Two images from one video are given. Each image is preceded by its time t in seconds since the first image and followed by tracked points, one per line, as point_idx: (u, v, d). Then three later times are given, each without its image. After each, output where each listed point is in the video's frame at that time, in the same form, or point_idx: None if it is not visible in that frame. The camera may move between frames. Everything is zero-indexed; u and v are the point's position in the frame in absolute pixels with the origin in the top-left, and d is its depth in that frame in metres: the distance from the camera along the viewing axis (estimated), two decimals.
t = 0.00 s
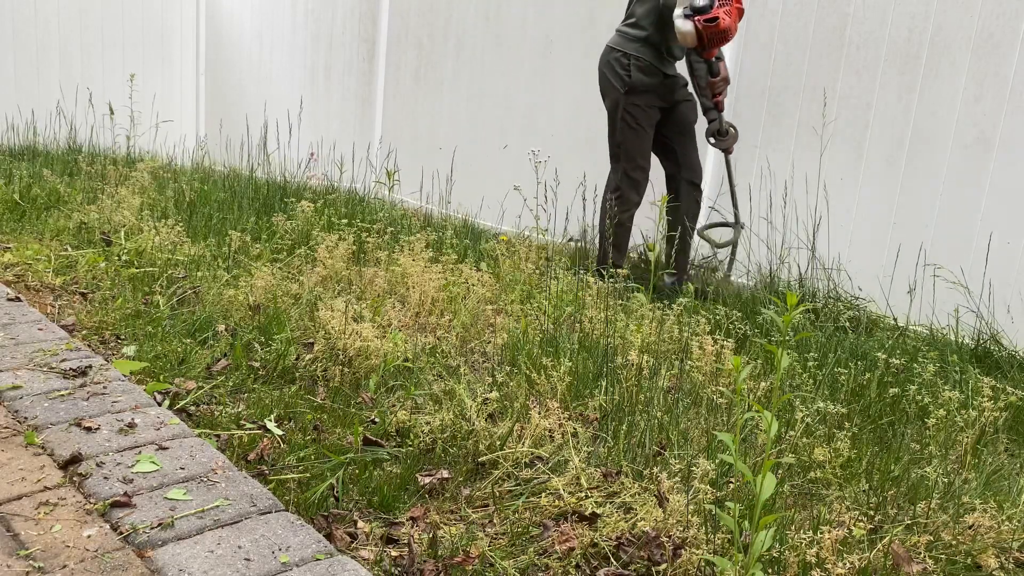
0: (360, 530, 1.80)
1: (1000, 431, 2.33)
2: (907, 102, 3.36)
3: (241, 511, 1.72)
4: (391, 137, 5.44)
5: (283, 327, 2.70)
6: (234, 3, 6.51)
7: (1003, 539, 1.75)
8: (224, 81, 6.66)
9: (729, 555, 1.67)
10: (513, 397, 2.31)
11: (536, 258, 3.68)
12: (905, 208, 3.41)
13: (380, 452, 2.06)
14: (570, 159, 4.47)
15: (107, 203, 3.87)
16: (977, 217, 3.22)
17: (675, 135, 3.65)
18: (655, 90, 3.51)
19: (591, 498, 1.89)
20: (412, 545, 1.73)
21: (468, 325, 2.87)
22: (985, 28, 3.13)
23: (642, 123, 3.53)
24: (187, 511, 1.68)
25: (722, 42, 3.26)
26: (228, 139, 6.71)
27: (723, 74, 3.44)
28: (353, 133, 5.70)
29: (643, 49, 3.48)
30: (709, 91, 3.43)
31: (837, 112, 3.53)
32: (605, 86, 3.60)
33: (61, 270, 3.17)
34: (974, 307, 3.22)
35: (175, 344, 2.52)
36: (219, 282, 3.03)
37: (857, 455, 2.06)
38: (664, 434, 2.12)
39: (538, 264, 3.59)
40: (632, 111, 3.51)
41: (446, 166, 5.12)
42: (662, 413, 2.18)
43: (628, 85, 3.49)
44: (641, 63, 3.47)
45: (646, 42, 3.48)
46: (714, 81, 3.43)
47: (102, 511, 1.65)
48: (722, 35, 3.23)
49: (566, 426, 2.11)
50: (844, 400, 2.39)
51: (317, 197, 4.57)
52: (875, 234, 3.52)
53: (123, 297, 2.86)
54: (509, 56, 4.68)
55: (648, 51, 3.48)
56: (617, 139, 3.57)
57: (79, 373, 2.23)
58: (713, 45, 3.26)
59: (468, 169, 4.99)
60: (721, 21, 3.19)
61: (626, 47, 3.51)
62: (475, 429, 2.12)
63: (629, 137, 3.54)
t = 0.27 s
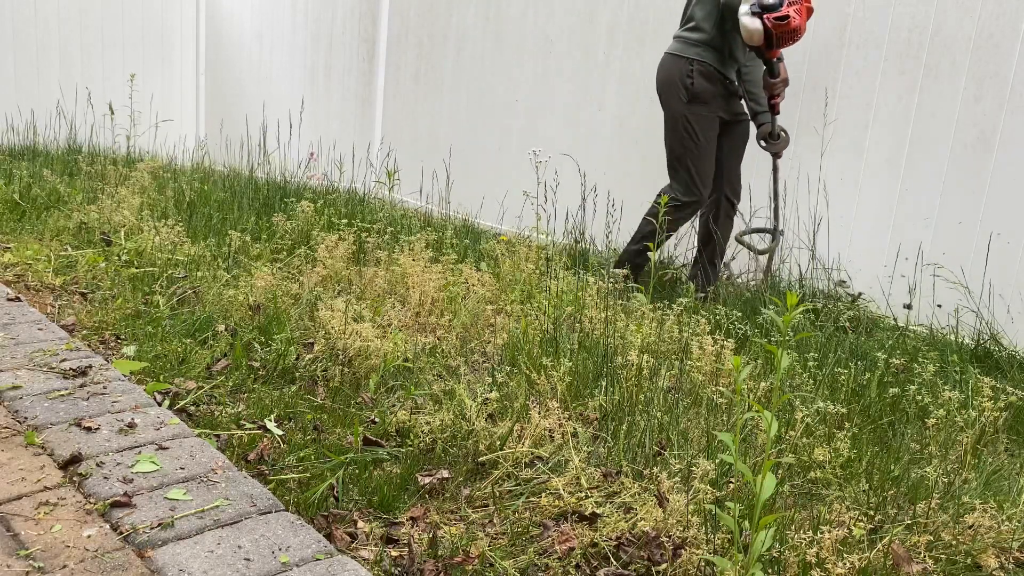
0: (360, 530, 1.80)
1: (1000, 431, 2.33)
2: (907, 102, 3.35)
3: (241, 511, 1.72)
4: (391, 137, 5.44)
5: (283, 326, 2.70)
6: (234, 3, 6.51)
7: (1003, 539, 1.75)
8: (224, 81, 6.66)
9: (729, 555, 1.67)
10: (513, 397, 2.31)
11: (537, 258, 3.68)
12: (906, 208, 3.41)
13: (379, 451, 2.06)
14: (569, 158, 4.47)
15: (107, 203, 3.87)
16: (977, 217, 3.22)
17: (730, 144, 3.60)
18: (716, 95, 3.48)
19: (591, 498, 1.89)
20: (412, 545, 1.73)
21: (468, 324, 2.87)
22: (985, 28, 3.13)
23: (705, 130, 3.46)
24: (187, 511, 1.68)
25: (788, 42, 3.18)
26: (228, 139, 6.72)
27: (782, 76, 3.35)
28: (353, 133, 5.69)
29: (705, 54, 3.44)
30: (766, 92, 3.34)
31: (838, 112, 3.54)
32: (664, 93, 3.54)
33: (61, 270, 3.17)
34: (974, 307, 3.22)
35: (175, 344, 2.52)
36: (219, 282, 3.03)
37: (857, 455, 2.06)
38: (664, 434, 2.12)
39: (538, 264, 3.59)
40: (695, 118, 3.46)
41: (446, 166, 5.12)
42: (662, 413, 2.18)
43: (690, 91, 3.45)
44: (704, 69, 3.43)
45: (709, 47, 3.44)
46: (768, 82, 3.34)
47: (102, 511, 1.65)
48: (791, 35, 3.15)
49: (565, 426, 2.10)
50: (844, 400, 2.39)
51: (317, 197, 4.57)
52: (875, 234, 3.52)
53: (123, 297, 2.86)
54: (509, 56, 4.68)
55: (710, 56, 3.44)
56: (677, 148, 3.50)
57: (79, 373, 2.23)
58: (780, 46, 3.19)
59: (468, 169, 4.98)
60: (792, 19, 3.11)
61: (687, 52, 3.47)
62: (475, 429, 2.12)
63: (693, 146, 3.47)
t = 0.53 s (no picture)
0: (360, 530, 1.80)
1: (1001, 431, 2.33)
2: (907, 102, 3.36)
3: (241, 511, 1.72)
4: (391, 137, 5.44)
5: (283, 327, 2.70)
6: (234, 3, 6.51)
7: (1003, 539, 1.75)
8: (225, 81, 6.66)
9: (729, 555, 1.67)
10: (513, 397, 2.31)
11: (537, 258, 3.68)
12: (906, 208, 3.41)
13: (379, 452, 2.06)
14: (569, 158, 4.47)
15: (107, 203, 3.87)
16: (977, 218, 3.22)
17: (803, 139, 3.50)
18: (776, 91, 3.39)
19: (591, 498, 1.89)
20: (412, 545, 1.73)
21: (468, 324, 2.87)
22: (985, 28, 3.13)
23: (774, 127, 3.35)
24: (187, 511, 1.68)
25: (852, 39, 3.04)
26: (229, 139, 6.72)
27: (839, 75, 3.21)
28: (353, 133, 5.69)
29: (755, 55, 3.35)
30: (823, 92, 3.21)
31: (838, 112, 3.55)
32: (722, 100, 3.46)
33: (61, 270, 3.17)
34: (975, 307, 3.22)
35: (175, 344, 2.52)
36: (219, 282, 3.03)
37: (857, 455, 2.06)
38: (664, 434, 2.12)
39: (539, 264, 3.59)
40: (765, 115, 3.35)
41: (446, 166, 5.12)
42: (662, 413, 2.18)
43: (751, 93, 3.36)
44: (757, 70, 3.35)
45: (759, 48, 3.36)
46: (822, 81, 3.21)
47: (102, 511, 1.65)
48: (854, 31, 3.02)
49: (565, 426, 2.11)
50: (844, 400, 2.39)
51: (317, 197, 4.57)
52: (876, 234, 3.52)
53: (123, 297, 2.86)
54: (509, 56, 4.68)
55: (761, 56, 3.35)
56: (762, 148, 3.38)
57: (79, 373, 2.23)
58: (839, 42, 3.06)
59: (468, 169, 4.98)
60: (854, 14, 2.98)
61: (736, 56, 3.39)
62: (475, 429, 2.12)
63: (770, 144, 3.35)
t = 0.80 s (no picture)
0: (360, 530, 1.80)
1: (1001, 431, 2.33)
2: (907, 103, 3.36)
3: (241, 511, 1.72)
4: (391, 137, 5.44)
5: (283, 327, 2.70)
6: (234, 3, 6.51)
7: (1003, 539, 1.75)
8: (225, 81, 6.67)
9: (729, 555, 1.67)
10: (513, 397, 2.31)
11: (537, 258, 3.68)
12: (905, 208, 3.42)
13: (379, 452, 2.06)
14: (569, 158, 4.46)
15: (107, 203, 3.87)
16: (977, 218, 3.22)
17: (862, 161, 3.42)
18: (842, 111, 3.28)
19: (591, 498, 1.89)
20: (412, 545, 1.73)
21: (468, 324, 2.87)
22: (985, 28, 3.13)
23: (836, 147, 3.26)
24: (187, 511, 1.68)
25: (922, 43, 2.93)
26: (229, 139, 6.73)
27: (907, 84, 3.08)
28: (353, 133, 5.69)
29: (824, 69, 3.26)
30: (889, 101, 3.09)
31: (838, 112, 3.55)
32: (785, 116, 3.37)
33: (61, 270, 3.17)
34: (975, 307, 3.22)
35: (175, 344, 2.52)
36: (219, 282, 3.03)
37: (857, 455, 2.05)
38: (664, 434, 2.12)
39: (539, 264, 3.59)
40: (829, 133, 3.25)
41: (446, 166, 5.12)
42: (662, 413, 2.18)
43: (818, 110, 3.27)
44: (824, 84, 3.25)
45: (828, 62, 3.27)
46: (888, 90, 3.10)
47: (102, 511, 1.65)
48: (925, 35, 2.91)
49: (565, 426, 2.11)
50: (844, 400, 2.39)
51: (317, 197, 4.57)
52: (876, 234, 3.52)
53: (123, 297, 2.86)
54: (509, 56, 4.68)
55: (830, 71, 3.26)
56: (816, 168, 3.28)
57: (79, 373, 2.23)
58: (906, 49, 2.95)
59: (469, 169, 4.98)
60: (924, 18, 2.87)
61: (803, 70, 3.31)
62: (475, 429, 2.12)
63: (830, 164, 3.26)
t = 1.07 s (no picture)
0: (360, 530, 1.80)
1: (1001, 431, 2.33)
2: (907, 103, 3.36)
3: (241, 511, 1.72)
4: (391, 137, 5.44)
5: (283, 327, 2.70)
6: (235, 3, 6.52)
7: (1003, 539, 1.75)
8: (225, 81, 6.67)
9: (729, 555, 1.67)
10: (513, 397, 2.31)
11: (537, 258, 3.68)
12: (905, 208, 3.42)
13: (379, 451, 2.06)
14: (569, 158, 4.45)
15: (107, 203, 3.87)
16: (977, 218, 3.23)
17: (917, 161, 3.23)
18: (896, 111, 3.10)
19: (591, 498, 1.89)
20: (412, 545, 1.73)
21: (468, 324, 2.87)
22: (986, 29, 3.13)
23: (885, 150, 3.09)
24: (187, 511, 1.68)
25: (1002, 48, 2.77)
26: (229, 138, 6.74)
27: (981, 89, 2.93)
28: (353, 133, 5.69)
29: (876, 67, 3.10)
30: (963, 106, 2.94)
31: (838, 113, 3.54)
32: (828, 115, 3.22)
33: (61, 270, 3.17)
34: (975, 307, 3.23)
35: (175, 344, 2.51)
36: (219, 282, 3.03)
37: (857, 455, 2.05)
38: (664, 434, 2.12)
39: (539, 264, 3.59)
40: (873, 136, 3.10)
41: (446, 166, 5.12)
42: (662, 413, 2.18)
43: (861, 111, 3.11)
44: (874, 83, 3.10)
45: (880, 60, 3.10)
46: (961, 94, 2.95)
47: (102, 511, 1.65)
48: (1005, 39, 2.75)
49: (566, 426, 2.11)
50: (844, 400, 2.39)
51: (317, 197, 4.57)
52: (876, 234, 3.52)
53: (123, 297, 2.86)
54: (509, 56, 4.67)
55: (882, 69, 3.10)
56: (856, 173, 3.16)
57: (79, 373, 2.23)
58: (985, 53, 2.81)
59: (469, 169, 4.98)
60: (1007, 22, 2.72)
61: (853, 66, 3.14)
62: (475, 429, 2.13)
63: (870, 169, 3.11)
